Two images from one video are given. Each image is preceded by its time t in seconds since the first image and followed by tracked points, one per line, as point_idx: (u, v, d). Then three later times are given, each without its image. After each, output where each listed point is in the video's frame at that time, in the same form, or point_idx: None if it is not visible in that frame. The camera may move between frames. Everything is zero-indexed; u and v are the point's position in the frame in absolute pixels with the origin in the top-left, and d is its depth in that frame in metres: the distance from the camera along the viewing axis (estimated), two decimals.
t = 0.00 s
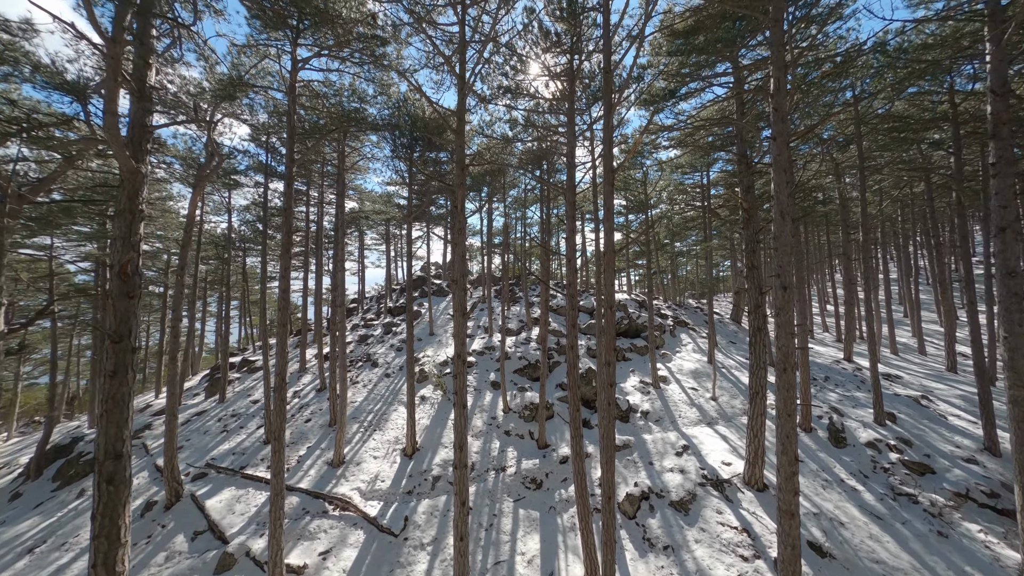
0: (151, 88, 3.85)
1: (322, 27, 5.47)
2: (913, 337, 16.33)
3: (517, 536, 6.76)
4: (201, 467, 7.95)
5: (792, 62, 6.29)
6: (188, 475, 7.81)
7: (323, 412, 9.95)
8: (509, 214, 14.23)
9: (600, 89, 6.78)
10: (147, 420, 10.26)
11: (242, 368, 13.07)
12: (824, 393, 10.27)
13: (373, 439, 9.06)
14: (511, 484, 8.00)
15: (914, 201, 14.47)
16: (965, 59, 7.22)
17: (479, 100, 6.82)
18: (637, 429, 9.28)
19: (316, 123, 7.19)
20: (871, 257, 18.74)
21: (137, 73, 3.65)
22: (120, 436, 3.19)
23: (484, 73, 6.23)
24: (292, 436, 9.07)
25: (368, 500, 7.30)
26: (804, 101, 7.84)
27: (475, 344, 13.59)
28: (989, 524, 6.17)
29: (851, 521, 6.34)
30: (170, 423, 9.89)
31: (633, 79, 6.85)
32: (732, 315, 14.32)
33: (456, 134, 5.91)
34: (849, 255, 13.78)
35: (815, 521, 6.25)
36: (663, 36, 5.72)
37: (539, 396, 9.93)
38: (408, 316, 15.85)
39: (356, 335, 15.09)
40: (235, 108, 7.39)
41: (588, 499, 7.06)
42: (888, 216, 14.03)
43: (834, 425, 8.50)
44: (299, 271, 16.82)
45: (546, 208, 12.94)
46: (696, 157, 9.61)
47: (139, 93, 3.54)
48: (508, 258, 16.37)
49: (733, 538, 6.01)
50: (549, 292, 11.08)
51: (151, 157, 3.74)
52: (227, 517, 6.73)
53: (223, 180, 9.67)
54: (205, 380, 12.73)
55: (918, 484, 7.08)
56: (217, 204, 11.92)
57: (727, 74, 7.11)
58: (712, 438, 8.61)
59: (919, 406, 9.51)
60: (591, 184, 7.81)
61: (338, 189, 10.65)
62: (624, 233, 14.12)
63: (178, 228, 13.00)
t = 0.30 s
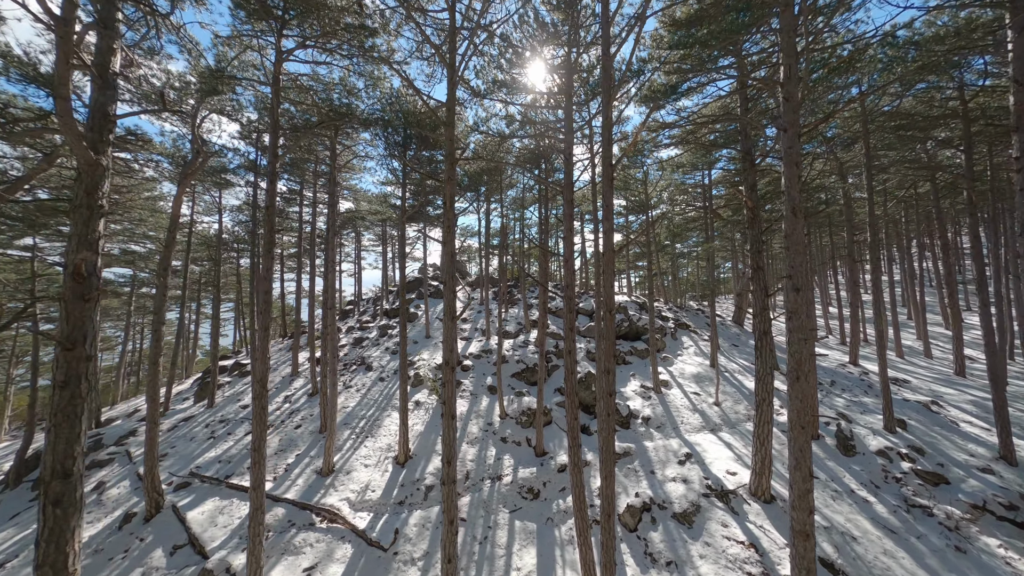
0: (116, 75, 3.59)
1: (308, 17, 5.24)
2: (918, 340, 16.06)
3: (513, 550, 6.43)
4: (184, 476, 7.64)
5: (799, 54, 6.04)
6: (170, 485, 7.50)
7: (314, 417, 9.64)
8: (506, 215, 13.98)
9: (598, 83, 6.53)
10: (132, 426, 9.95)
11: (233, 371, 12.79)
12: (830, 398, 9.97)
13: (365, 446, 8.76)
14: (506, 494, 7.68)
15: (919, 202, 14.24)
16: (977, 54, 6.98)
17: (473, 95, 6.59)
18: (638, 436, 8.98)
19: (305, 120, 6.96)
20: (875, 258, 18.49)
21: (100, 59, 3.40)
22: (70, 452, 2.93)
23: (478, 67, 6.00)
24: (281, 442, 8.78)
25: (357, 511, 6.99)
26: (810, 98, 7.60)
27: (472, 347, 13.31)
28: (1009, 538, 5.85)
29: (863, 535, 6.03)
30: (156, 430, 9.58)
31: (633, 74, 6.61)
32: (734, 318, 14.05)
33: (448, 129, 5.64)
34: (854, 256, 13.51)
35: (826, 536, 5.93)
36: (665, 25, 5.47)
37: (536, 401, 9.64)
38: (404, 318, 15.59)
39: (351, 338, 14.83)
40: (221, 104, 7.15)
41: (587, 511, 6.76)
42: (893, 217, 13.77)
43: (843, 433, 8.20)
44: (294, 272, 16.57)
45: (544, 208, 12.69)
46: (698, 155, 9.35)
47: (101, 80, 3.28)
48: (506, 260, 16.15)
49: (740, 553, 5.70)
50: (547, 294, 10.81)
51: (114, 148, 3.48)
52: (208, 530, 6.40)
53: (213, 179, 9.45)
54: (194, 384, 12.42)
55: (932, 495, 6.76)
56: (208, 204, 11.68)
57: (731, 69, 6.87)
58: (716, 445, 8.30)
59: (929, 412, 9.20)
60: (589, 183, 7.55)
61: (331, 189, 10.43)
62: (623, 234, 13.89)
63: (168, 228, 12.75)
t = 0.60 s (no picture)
0: (77, 62, 3.36)
1: (291, 7, 5.00)
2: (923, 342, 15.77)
3: (507, 564, 6.12)
4: (167, 486, 7.36)
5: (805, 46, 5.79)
6: (152, 495, 7.21)
7: (304, 423, 9.35)
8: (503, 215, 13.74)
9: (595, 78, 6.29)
10: (117, 432, 9.66)
11: (224, 375, 12.51)
12: (836, 403, 9.67)
13: (356, 453, 8.47)
14: (502, 504, 7.37)
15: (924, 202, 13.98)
16: (988, 47, 6.74)
17: (465, 89, 6.34)
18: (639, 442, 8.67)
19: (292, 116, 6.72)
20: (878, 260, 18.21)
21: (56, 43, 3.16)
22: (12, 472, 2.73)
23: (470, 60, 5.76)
24: (269, 450, 8.49)
25: (346, 522, 6.70)
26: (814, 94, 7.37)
27: (469, 350, 13.03)
28: None
29: (876, 551, 5.73)
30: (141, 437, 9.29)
31: (632, 68, 6.37)
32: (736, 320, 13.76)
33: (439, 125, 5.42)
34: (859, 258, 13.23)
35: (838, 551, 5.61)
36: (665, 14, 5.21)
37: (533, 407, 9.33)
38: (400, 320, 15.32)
39: (345, 341, 14.57)
40: (206, 100, 6.92)
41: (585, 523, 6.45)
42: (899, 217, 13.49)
43: (852, 440, 7.90)
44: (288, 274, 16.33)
45: (543, 208, 12.45)
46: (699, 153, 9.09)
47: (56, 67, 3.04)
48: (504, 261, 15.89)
49: (746, 569, 5.40)
50: (544, 296, 10.55)
51: (73, 141, 3.25)
52: (187, 543, 6.10)
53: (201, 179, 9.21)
54: (184, 389, 12.13)
55: (946, 506, 6.46)
56: (199, 204, 11.45)
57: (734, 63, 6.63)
58: (719, 453, 8.00)
59: (939, 418, 8.89)
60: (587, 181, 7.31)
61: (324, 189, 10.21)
62: (623, 235, 13.65)
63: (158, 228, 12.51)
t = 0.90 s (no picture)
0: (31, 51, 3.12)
1: None
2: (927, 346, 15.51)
3: None
4: (149, 496, 7.10)
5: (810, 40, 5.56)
6: (133, 505, 6.94)
7: (295, 429, 9.09)
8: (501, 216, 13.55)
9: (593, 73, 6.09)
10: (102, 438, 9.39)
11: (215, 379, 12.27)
12: (843, 409, 9.39)
13: (347, 461, 8.21)
14: (497, 514, 7.09)
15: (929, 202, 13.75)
16: (1001, 41, 6.50)
17: (459, 86, 6.11)
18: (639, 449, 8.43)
19: (282, 113, 6.52)
20: (880, 260, 18.02)
21: None
22: None
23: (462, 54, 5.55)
24: (257, 457, 8.22)
25: (333, 535, 6.42)
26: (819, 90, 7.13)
27: (465, 353, 12.77)
28: None
29: (888, 567, 5.46)
30: (125, 443, 9.01)
31: (630, 62, 6.13)
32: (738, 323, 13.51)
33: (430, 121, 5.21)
34: (864, 258, 12.97)
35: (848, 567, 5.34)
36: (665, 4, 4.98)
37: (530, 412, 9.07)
38: (396, 322, 15.07)
39: (341, 343, 14.33)
40: (191, 98, 6.70)
41: (583, 537, 6.17)
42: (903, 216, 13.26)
43: (859, 448, 7.63)
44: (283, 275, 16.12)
45: (540, 209, 12.23)
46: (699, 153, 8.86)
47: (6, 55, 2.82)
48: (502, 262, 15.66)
49: None
50: (542, 298, 10.31)
51: (22, 131, 3.39)
52: (168, 556, 5.85)
53: (189, 178, 8.98)
54: (174, 393, 11.88)
55: (960, 518, 6.18)
56: (191, 205, 11.24)
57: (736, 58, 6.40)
58: (722, 461, 7.72)
59: (949, 424, 8.61)
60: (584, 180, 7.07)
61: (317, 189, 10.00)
62: (622, 236, 13.45)
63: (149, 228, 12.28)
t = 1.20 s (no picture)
0: None
1: None
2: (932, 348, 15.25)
3: None
4: (131, 506, 6.86)
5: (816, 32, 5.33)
6: (113, 515, 6.70)
7: (284, 435, 8.85)
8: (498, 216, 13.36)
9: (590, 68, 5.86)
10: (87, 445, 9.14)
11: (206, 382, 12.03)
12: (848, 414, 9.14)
13: (337, 468, 7.96)
14: (490, 525, 6.82)
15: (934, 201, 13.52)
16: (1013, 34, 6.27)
17: (450, 82, 5.89)
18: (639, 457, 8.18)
19: (269, 110, 6.30)
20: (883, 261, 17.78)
21: None
22: None
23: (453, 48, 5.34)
24: (245, 465, 7.98)
25: (320, 547, 6.17)
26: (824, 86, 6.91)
27: (461, 356, 12.52)
28: None
29: None
30: (110, 450, 8.77)
31: (628, 57, 5.91)
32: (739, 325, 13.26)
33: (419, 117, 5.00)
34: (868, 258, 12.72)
35: None
36: None
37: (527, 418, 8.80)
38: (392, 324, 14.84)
39: (335, 345, 14.10)
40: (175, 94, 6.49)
41: (580, 551, 5.91)
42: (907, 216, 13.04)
43: (866, 455, 7.38)
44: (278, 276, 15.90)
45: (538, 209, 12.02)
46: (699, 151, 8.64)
47: None
48: (499, 264, 15.43)
49: None
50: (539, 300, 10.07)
51: None
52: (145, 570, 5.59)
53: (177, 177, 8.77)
54: (164, 397, 11.65)
55: (973, 531, 5.93)
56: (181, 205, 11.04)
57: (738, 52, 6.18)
58: (724, 469, 7.47)
59: (959, 430, 8.35)
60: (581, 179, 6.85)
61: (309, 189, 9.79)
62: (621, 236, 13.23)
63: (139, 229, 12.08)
